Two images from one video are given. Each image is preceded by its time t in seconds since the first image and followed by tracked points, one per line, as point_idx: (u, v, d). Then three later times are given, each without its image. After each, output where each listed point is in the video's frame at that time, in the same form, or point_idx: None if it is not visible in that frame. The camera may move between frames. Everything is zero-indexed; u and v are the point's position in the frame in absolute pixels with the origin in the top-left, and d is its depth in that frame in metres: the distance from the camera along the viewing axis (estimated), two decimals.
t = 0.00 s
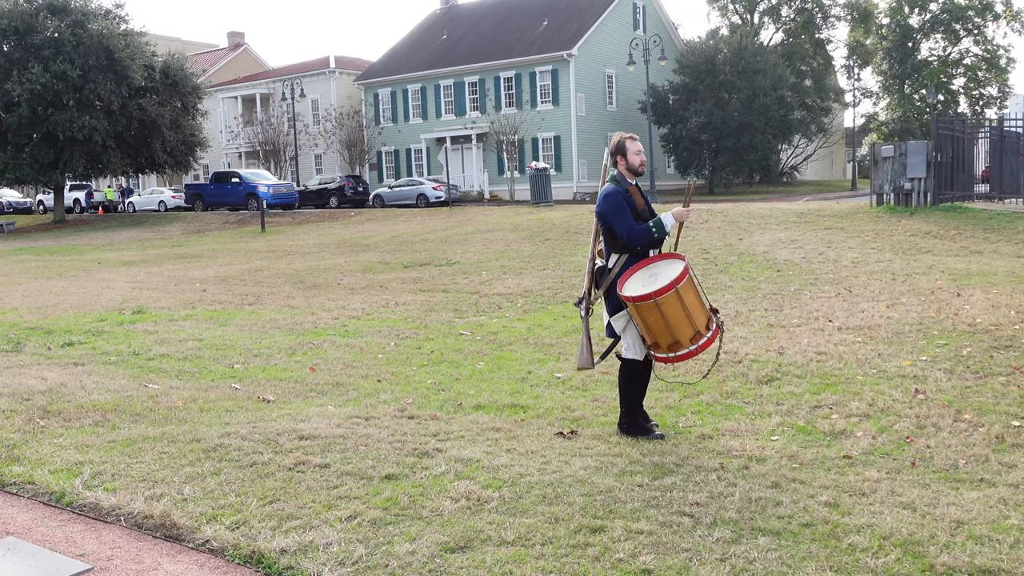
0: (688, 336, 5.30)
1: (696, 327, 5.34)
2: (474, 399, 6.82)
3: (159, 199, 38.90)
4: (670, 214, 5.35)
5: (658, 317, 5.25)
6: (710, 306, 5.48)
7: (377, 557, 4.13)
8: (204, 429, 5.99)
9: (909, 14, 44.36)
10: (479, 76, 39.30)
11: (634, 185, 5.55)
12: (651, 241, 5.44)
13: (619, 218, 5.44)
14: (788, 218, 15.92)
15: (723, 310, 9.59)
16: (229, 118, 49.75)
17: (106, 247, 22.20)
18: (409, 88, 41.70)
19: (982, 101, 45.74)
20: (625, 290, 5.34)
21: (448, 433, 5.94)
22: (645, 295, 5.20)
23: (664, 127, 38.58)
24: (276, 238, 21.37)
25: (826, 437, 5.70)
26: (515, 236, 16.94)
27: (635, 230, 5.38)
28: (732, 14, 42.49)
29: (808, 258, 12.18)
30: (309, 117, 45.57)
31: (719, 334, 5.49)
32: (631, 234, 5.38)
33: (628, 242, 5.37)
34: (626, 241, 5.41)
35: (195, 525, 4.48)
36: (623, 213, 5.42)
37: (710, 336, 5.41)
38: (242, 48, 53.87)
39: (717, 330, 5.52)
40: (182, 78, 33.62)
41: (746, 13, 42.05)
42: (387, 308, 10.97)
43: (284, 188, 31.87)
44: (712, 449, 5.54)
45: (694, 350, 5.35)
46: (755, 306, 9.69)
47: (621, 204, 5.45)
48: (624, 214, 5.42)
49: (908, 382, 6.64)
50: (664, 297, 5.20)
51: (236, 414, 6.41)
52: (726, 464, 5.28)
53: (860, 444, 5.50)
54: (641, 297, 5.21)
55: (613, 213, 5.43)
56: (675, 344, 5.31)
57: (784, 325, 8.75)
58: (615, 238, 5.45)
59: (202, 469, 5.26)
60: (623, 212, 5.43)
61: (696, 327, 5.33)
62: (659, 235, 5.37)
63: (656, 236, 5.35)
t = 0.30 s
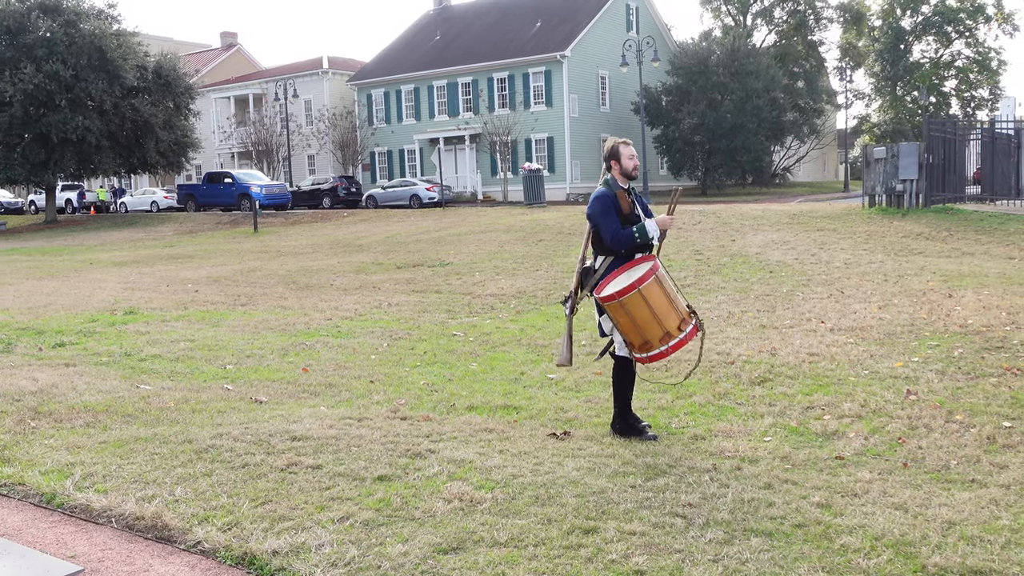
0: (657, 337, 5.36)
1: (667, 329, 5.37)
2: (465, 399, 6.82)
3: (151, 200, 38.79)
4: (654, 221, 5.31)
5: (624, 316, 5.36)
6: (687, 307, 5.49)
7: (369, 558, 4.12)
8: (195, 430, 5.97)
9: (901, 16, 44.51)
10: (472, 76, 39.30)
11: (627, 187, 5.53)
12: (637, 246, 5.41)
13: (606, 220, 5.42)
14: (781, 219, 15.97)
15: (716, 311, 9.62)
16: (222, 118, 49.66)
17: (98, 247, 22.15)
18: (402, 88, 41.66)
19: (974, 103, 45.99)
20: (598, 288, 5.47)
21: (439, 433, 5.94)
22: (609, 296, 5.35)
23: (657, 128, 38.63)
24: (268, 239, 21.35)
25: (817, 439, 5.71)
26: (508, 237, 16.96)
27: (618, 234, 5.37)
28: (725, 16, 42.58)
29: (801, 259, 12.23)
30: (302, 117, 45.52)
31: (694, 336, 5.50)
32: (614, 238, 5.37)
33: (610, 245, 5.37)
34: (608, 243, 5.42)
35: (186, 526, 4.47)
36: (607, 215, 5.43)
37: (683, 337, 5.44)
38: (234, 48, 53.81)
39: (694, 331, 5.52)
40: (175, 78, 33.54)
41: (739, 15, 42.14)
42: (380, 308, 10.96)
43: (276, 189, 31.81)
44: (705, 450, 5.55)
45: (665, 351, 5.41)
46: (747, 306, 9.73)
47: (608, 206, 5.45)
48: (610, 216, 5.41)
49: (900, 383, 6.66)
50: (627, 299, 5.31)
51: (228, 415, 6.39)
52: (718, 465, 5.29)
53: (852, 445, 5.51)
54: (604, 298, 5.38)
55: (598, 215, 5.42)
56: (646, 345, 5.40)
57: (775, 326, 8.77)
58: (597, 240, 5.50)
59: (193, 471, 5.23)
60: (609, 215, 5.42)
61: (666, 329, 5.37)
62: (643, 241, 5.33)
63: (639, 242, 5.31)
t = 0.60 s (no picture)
0: (653, 325, 5.40)
1: (662, 316, 5.42)
2: (461, 400, 6.82)
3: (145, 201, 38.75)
4: (630, 221, 5.31)
5: (619, 306, 5.37)
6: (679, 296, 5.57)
7: (363, 559, 4.11)
8: (190, 431, 5.96)
9: (895, 16, 44.59)
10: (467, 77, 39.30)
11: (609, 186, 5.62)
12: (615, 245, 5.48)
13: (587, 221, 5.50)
14: (775, 219, 16.01)
15: (711, 311, 9.64)
16: (217, 119, 49.60)
17: (92, 248, 22.13)
18: (397, 88, 41.64)
19: (968, 103, 46.08)
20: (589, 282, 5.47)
21: (434, 434, 5.94)
22: (604, 286, 5.33)
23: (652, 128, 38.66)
24: (263, 239, 21.36)
25: (812, 439, 5.71)
26: (503, 237, 16.98)
27: (595, 233, 5.44)
28: (719, 17, 42.63)
29: (795, 259, 12.26)
30: (297, 117, 45.47)
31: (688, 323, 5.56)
32: (592, 236, 5.44)
33: (589, 243, 5.44)
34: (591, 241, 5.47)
35: (180, 528, 4.45)
36: (588, 214, 5.51)
37: (678, 324, 5.48)
38: (229, 48, 53.74)
39: (687, 317, 5.58)
40: (169, 78, 33.51)
41: (734, 15, 42.19)
42: (375, 308, 10.97)
43: (270, 189, 31.77)
44: (699, 450, 5.56)
45: (661, 338, 5.44)
46: (742, 306, 9.75)
47: (590, 205, 5.53)
48: (588, 214, 5.50)
49: (894, 383, 6.67)
50: (623, 287, 5.32)
51: (222, 415, 6.38)
52: (713, 465, 5.29)
53: (847, 445, 5.52)
54: (599, 289, 5.34)
55: (579, 216, 5.53)
56: (642, 334, 5.42)
57: (771, 327, 8.77)
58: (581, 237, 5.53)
59: (188, 472, 5.22)
60: (590, 214, 5.51)
61: (661, 315, 5.41)
62: (620, 240, 5.39)
63: (616, 241, 5.38)
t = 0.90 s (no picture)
0: (651, 323, 5.44)
1: (660, 314, 5.48)
2: (458, 400, 6.82)
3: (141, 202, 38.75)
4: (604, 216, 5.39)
5: (622, 307, 5.38)
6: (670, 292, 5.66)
7: (361, 560, 4.11)
8: (187, 432, 5.95)
9: (891, 16, 44.66)
10: (463, 77, 39.29)
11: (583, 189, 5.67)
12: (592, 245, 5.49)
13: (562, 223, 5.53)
14: (771, 219, 16.03)
15: (708, 311, 9.65)
16: (213, 119, 49.56)
17: (88, 248, 22.14)
18: (393, 89, 41.64)
19: (963, 103, 46.13)
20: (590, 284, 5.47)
21: (431, 434, 5.94)
22: (611, 291, 5.32)
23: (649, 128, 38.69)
24: (260, 240, 21.38)
25: (809, 438, 5.71)
26: (500, 237, 16.98)
27: (573, 235, 5.46)
28: (715, 16, 42.65)
29: (792, 259, 12.27)
30: (293, 118, 45.43)
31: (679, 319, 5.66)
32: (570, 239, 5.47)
33: (567, 247, 5.46)
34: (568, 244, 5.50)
35: (177, 529, 4.45)
36: (563, 218, 5.55)
37: (672, 321, 5.57)
38: (225, 48, 53.68)
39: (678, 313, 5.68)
40: (165, 79, 33.47)
41: (730, 15, 42.23)
42: (372, 309, 10.97)
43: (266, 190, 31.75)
44: (696, 450, 5.56)
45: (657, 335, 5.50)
46: (738, 306, 9.76)
47: (565, 208, 5.57)
48: (562, 216, 5.53)
49: (891, 383, 6.68)
50: (630, 292, 5.31)
51: (219, 416, 6.38)
52: (711, 465, 5.29)
53: (844, 445, 5.53)
54: (607, 293, 5.33)
55: (555, 219, 5.56)
56: (638, 330, 5.46)
57: (768, 326, 8.77)
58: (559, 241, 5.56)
59: (185, 473, 5.22)
60: (565, 218, 5.54)
61: (660, 315, 5.47)
62: (596, 239, 5.43)
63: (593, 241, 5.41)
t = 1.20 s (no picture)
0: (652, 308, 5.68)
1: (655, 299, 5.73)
2: (458, 400, 6.82)
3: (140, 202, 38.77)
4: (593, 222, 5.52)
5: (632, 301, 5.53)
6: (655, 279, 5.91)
7: (361, 559, 4.12)
8: (187, 432, 5.95)
9: (890, 15, 44.70)
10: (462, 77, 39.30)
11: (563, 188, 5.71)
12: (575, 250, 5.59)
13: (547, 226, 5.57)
14: (770, 219, 16.02)
15: (707, 310, 9.64)
16: (212, 119, 49.54)
17: (88, 248, 22.15)
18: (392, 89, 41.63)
19: (962, 102, 46.16)
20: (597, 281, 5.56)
21: (431, 434, 5.94)
22: (629, 285, 5.48)
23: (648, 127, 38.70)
24: (259, 240, 21.39)
25: (807, 437, 5.71)
26: (499, 237, 16.98)
27: (559, 237, 5.52)
28: (714, 16, 42.67)
29: (791, 258, 12.27)
30: (292, 117, 45.41)
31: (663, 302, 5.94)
32: (555, 239, 5.52)
33: (554, 247, 5.51)
34: (554, 246, 5.54)
35: (178, 528, 4.45)
36: (548, 220, 5.58)
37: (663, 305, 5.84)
38: (223, 48, 53.65)
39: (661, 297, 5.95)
40: (164, 78, 33.45)
41: (729, 15, 42.24)
42: (372, 308, 10.96)
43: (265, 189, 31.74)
44: (695, 448, 5.57)
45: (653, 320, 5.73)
46: (738, 305, 9.75)
47: (547, 209, 5.60)
48: (550, 220, 5.57)
49: (890, 382, 6.69)
50: (644, 284, 5.52)
51: (219, 416, 6.38)
52: (710, 463, 5.30)
53: (843, 443, 5.53)
54: (627, 288, 5.47)
55: (538, 220, 5.58)
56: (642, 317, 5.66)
57: (768, 326, 8.77)
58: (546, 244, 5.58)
59: (186, 473, 5.22)
60: (548, 219, 5.57)
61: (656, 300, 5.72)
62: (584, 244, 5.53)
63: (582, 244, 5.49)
